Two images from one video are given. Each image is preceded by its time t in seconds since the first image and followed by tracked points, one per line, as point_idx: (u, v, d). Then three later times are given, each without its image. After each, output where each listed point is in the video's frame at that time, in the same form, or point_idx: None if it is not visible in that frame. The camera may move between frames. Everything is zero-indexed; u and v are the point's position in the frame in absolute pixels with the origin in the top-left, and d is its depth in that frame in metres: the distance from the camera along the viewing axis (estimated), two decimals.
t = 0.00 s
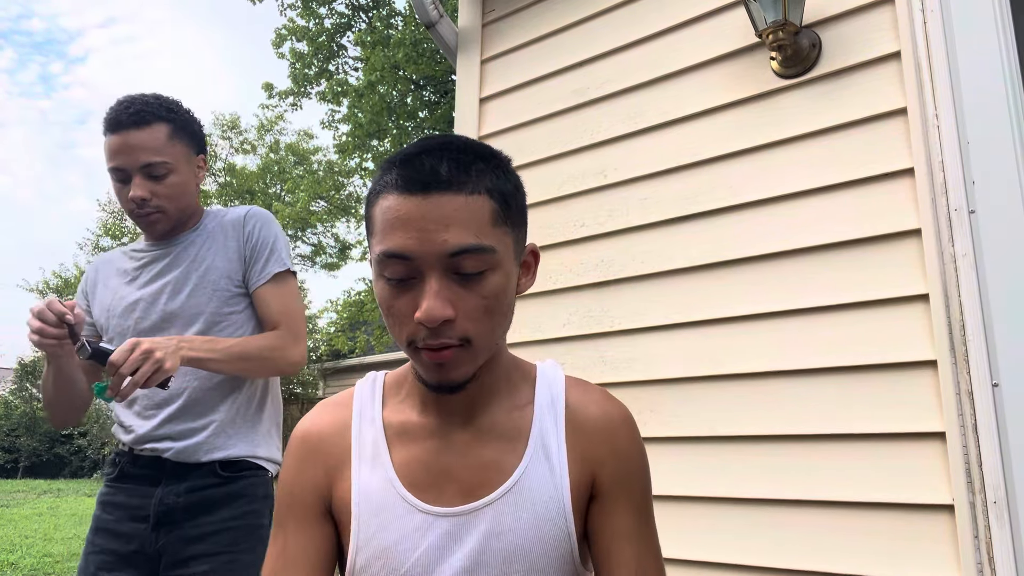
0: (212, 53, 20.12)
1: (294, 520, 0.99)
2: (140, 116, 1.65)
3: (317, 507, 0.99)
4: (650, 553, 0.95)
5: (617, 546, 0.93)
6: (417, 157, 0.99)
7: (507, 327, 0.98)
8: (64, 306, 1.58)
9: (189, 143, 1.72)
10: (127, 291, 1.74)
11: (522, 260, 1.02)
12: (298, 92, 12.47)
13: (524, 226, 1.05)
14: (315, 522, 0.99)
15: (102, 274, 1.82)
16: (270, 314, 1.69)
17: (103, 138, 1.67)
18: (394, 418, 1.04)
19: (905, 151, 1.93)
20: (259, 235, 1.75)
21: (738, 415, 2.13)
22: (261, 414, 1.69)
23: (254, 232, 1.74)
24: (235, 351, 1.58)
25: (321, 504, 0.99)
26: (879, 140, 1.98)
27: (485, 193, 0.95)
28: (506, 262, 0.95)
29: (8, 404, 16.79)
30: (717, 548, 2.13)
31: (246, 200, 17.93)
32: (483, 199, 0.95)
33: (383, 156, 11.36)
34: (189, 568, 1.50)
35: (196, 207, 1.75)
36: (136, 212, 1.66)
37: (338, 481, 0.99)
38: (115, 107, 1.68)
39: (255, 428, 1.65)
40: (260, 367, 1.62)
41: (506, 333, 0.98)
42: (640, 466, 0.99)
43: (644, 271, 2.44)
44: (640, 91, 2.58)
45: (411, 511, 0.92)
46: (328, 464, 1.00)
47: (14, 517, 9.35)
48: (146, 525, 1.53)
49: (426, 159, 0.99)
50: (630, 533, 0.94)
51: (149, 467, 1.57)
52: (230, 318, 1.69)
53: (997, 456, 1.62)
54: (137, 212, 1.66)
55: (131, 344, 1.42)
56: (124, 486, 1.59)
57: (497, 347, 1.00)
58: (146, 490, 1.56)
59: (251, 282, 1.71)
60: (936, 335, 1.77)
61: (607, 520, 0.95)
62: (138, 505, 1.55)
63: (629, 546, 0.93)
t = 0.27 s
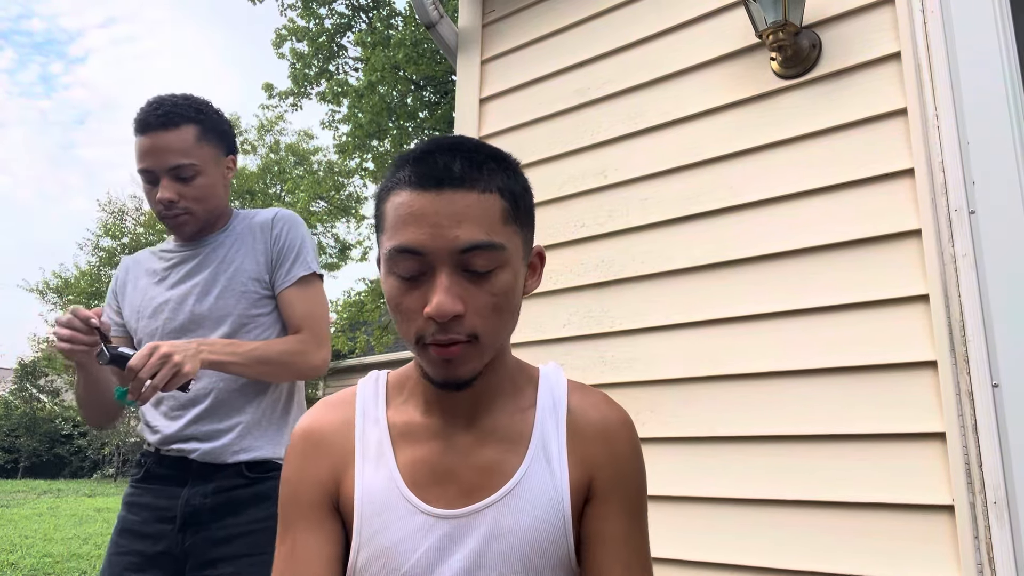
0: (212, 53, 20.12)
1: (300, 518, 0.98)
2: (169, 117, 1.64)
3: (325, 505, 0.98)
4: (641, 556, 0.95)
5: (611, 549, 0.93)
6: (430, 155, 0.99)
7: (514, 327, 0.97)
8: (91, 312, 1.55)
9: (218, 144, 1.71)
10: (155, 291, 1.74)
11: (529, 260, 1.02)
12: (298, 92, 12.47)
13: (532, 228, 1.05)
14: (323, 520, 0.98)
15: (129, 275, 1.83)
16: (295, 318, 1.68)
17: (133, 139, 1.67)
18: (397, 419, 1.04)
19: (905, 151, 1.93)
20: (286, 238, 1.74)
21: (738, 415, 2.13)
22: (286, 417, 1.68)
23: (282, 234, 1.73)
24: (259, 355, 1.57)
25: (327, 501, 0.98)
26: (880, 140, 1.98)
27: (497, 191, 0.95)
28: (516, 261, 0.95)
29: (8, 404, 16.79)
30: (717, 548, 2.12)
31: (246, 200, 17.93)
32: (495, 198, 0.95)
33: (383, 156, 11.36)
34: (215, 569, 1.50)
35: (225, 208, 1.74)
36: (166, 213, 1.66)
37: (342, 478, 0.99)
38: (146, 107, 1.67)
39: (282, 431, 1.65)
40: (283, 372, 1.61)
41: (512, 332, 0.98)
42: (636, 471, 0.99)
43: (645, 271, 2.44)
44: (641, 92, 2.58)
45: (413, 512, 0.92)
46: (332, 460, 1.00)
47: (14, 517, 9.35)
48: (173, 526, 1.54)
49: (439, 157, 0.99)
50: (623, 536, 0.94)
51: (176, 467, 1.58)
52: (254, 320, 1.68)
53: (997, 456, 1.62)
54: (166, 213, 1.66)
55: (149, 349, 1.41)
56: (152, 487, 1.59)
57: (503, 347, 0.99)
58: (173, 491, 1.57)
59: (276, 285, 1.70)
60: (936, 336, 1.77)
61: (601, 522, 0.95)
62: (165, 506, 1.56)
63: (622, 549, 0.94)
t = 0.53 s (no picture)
0: (212, 53, 20.12)
1: (296, 514, 0.98)
2: (191, 119, 1.65)
3: (323, 501, 0.98)
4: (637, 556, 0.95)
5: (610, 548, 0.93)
6: (439, 146, 1.01)
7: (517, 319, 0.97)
8: (102, 312, 1.52)
9: (239, 146, 1.71)
10: (172, 290, 1.75)
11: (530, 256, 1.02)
12: (298, 92, 12.47)
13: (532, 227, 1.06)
14: (322, 517, 0.98)
15: (146, 275, 1.84)
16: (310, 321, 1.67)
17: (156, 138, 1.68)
18: (398, 419, 1.04)
19: (905, 151, 1.93)
20: (302, 240, 1.74)
21: (738, 415, 2.13)
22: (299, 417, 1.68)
23: (299, 236, 1.74)
24: (272, 358, 1.56)
25: (327, 499, 0.98)
26: (880, 140, 1.98)
27: (505, 180, 0.97)
28: (521, 251, 0.96)
29: (8, 404, 16.80)
30: (717, 548, 2.12)
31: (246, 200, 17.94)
32: (503, 186, 0.96)
33: (383, 156, 11.37)
34: (225, 571, 1.50)
35: (242, 210, 1.74)
36: (184, 214, 1.67)
37: (342, 476, 0.99)
38: (171, 108, 1.68)
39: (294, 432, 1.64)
40: (296, 375, 1.60)
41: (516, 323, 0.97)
42: (636, 470, 0.99)
43: (645, 271, 2.44)
44: (641, 92, 2.58)
45: (415, 511, 0.92)
46: (333, 458, 1.00)
47: (14, 517, 9.35)
48: (183, 526, 1.54)
49: (448, 148, 1.00)
50: (621, 535, 0.94)
51: (186, 467, 1.58)
52: (269, 322, 1.68)
53: (997, 456, 1.62)
54: (184, 214, 1.67)
55: (160, 356, 1.41)
56: (162, 487, 1.59)
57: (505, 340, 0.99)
58: (183, 491, 1.57)
59: (291, 287, 1.70)
60: (936, 336, 1.77)
61: (600, 521, 0.95)
62: (174, 507, 1.56)
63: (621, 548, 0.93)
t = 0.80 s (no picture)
0: (212, 53, 20.11)
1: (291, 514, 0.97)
2: (204, 121, 1.66)
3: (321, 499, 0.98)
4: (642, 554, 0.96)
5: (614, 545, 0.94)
6: (445, 150, 0.99)
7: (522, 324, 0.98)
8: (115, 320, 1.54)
9: (250, 148, 1.72)
10: (181, 290, 1.75)
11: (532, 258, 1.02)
12: (297, 92, 12.46)
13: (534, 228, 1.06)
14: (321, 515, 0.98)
15: (154, 275, 1.83)
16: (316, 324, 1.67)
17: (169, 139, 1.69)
18: (398, 418, 1.04)
19: (905, 151, 1.92)
20: (311, 243, 1.74)
21: (738, 415, 2.13)
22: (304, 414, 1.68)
23: (307, 239, 1.74)
24: (277, 359, 1.56)
25: (323, 500, 0.98)
26: (880, 140, 1.98)
27: (511, 187, 0.96)
28: (528, 258, 0.95)
29: (8, 404, 16.80)
30: (717, 548, 2.12)
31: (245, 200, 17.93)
32: (510, 194, 0.95)
33: (382, 156, 11.36)
34: (227, 571, 1.50)
35: (253, 213, 1.75)
36: (194, 215, 1.68)
37: (341, 476, 0.99)
38: (185, 110, 1.70)
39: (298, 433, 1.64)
40: (301, 377, 1.59)
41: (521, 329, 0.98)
42: (637, 468, 1.00)
43: (645, 271, 2.44)
44: (641, 91, 2.58)
45: (418, 510, 0.91)
46: (331, 458, 1.00)
47: (14, 517, 9.35)
48: (186, 526, 1.54)
49: (455, 153, 0.99)
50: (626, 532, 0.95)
51: (190, 467, 1.58)
52: (276, 323, 1.68)
53: (997, 456, 1.62)
54: (195, 215, 1.68)
55: (165, 358, 1.41)
56: (167, 488, 1.59)
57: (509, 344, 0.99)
58: (186, 491, 1.57)
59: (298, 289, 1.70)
60: (936, 336, 1.77)
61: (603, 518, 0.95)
62: (178, 506, 1.56)
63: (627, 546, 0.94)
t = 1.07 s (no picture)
0: (212, 53, 20.11)
1: (295, 521, 0.99)
2: (212, 124, 1.66)
3: (320, 506, 0.99)
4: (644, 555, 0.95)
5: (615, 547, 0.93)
6: (437, 157, 0.99)
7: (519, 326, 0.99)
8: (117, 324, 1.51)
9: (257, 151, 1.72)
10: (185, 292, 1.75)
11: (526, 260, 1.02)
12: (297, 92, 12.46)
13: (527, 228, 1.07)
14: (321, 519, 0.99)
15: (160, 275, 1.84)
16: (317, 327, 1.67)
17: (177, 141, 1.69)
18: (394, 421, 1.04)
19: (905, 151, 1.93)
20: (314, 246, 1.74)
21: (738, 416, 2.13)
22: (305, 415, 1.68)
23: (311, 242, 1.74)
24: (278, 361, 1.56)
25: (322, 505, 0.99)
26: (880, 140, 1.98)
27: (505, 191, 0.97)
28: (525, 262, 0.96)
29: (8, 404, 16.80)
30: (717, 548, 2.12)
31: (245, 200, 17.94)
32: (504, 197, 0.96)
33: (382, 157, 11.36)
34: (228, 571, 1.50)
35: (258, 216, 1.75)
36: (199, 217, 1.68)
37: (337, 481, 0.99)
38: (193, 112, 1.70)
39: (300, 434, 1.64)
40: (301, 379, 1.59)
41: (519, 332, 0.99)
42: (637, 467, 0.99)
43: (645, 271, 2.44)
44: (641, 92, 2.58)
45: (414, 514, 0.92)
46: (328, 463, 1.01)
47: (14, 517, 9.35)
48: (187, 526, 1.54)
49: (447, 158, 0.98)
50: (626, 532, 0.94)
51: (192, 467, 1.58)
52: (279, 325, 1.68)
53: (997, 456, 1.62)
54: (200, 217, 1.68)
55: (164, 358, 1.42)
56: (169, 489, 1.59)
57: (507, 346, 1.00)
58: (188, 491, 1.57)
59: (302, 291, 1.70)
60: (936, 336, 1.77)
61: (603, 518, 0.95)
62: (179, 507, 1.56)
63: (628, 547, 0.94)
